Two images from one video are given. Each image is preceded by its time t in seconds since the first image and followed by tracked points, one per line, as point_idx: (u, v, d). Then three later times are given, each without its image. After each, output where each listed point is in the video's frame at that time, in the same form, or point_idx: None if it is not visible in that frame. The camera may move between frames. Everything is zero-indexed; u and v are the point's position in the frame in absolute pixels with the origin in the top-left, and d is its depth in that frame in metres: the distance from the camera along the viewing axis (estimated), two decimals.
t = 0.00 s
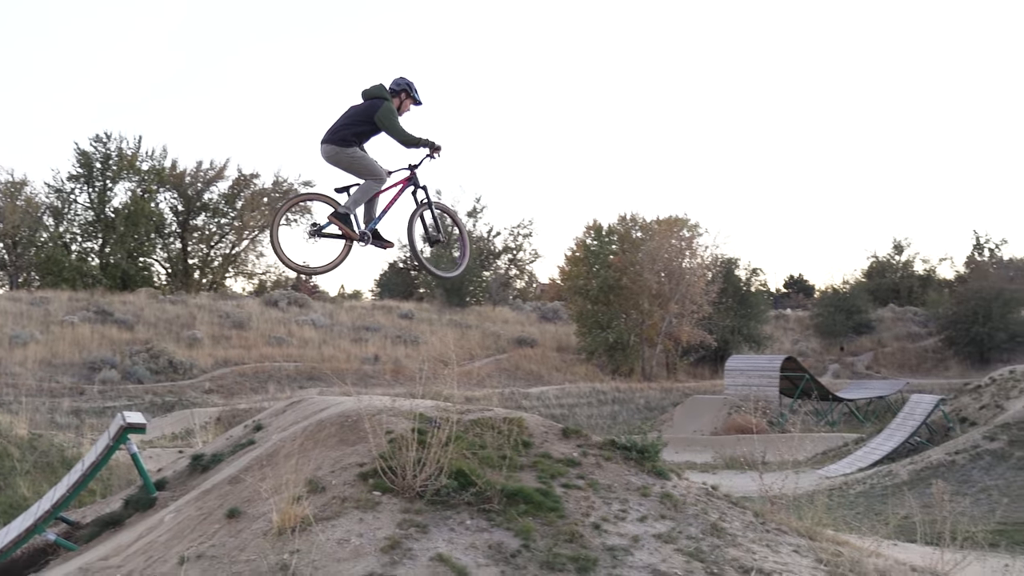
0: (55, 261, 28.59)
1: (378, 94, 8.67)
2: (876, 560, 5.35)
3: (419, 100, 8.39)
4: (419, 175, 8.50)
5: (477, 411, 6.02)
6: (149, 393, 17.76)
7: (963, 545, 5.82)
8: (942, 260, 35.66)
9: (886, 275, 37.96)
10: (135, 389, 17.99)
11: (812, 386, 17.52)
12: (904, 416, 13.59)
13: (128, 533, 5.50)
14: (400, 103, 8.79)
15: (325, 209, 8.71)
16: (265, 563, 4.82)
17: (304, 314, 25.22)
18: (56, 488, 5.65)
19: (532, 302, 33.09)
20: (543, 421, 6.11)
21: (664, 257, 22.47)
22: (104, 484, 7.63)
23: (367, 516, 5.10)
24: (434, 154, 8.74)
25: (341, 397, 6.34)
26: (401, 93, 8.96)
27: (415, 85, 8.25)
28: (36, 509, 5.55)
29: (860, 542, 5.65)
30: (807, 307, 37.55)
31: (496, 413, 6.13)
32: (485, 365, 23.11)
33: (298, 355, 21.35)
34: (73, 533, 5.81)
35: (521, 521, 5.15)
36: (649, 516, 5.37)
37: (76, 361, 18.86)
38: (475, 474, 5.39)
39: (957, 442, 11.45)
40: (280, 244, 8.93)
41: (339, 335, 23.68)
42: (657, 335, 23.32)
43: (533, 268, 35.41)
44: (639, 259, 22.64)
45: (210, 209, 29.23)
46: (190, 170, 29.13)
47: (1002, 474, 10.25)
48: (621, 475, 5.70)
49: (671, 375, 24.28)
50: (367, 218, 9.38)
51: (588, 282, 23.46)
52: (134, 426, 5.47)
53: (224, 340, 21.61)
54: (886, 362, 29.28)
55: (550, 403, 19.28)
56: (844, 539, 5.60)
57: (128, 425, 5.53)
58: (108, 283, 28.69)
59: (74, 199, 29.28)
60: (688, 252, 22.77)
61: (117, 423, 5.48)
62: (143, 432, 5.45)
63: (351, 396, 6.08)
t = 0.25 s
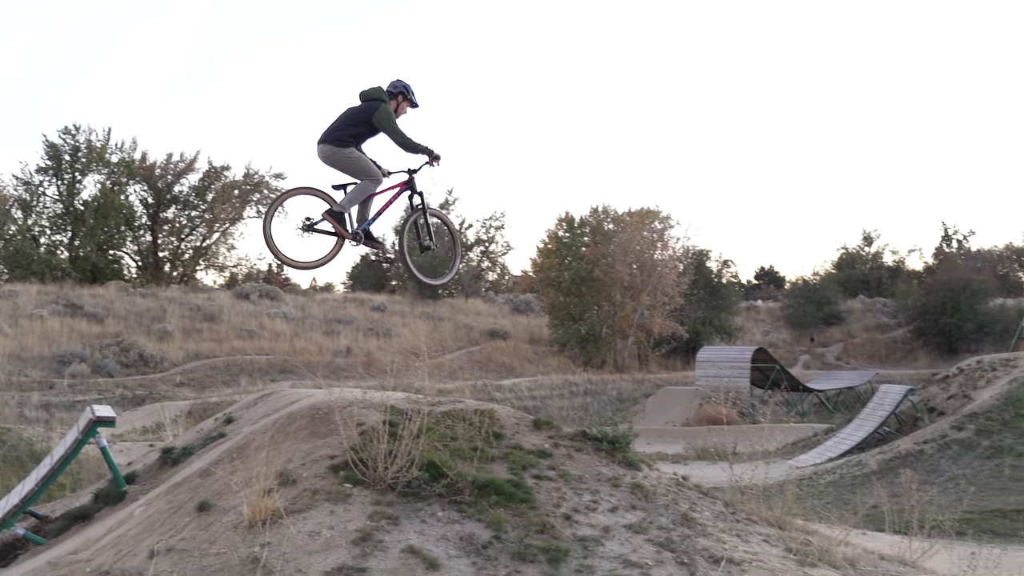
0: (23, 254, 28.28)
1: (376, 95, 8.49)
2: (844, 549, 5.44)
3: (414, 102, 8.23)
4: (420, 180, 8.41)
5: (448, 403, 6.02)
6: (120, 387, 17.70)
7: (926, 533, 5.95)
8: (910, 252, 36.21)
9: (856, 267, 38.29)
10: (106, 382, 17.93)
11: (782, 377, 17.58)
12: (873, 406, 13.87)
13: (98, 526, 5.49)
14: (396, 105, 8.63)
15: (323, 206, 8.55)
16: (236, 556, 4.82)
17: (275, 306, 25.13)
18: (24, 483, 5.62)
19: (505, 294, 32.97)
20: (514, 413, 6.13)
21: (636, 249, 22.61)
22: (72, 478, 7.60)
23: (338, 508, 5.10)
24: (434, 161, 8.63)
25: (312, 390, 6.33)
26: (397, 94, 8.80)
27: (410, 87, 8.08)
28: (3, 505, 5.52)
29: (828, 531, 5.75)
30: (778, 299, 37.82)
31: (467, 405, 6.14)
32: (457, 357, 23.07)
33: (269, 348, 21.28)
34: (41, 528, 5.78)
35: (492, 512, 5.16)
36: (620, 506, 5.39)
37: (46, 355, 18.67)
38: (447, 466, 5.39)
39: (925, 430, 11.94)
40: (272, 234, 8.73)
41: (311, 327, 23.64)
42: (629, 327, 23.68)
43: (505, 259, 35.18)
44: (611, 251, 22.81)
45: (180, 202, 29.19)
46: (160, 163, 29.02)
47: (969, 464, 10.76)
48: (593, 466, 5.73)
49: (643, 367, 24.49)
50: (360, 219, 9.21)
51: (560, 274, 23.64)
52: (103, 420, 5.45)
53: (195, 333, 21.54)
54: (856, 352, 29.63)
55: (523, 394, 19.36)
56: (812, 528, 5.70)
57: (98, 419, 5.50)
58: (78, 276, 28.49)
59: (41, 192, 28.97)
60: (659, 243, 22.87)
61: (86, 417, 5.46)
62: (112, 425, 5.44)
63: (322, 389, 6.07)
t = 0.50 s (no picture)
0: None
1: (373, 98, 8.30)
2: (812, 539, 5.54)
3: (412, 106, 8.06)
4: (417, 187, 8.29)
5: (419, 394, 6.03)
6: (89, 378, 17.60)
7: (890, 522, 6.09)
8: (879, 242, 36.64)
9: (826, 258, 38.53)
10: (75, 374, 17.84)
11: (753, 367, 17.86)
12: (842, 394, 14.27)
13: (67, 518, 5.47)
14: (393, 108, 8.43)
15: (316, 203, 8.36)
16: (205, 547, 4.81)
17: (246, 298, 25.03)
18: None
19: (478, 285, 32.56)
20: (484, 404, 6.15)
21: (608, 241, 23.02)
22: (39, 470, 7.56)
23: (309, 499, 5.10)
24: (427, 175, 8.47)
25: (283, 381, 6.32)
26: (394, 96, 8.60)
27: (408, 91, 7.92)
28: None
29: (796, 521, 5.85)
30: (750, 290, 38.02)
31: (439, 396, 6.15)
32: (430, 348, 22.92)
33: (240, 340, 21.20)
34: (8, 521, 5.75)
35: (463, 503, 5.17)
36: (590, 496, 5.42)
37: (13, 347, 18.47)
38: (417, 457, 5.39)
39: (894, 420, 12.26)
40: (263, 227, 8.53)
41: (282, 319, 23.62)
42: (600, 318, 23.87)
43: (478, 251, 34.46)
44: (583, 243, 23.04)
45: (150, 193, 29.02)
46: (129, 153, 28.84)
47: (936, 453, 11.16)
48: (563, 456, 5.77)
49: (615, 358, 24.71)
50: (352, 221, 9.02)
51: (531, 266, 23.78)
52: (72, 411, 5.42)
53: (165, 325, 21.47)
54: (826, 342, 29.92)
55: (495, 386, 19.42)
56: (781, 518, 5.78)
57: (66, 411, 5.47)
58: (46, 268, 28.26)
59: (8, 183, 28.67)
60: (630, 235, 23.24)
61: (55, 410, 5.43)
62: (81, 417, 5.41)
63: (293, 380, 6.06)
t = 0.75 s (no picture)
0: None
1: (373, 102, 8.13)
2: (780, 525, 5.60)
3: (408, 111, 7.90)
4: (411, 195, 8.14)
5: (389, 383, 6.03)
6: (59, 368, 17.51)
7: (856, 510, 6.17)
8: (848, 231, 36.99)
9: (795, 247, 38.75)
10: (44, 363, 17.75)
11: (723, 356, 17.86)
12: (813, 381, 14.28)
13: (35, 509, 5.45)
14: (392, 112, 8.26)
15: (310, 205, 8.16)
16: (175, 535, 4.80)
17: (217, 286, 24.91)
18: None
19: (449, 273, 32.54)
20: (455, 392, 6.17)
21: (579, 229, 23.32)
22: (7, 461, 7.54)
23: (279, 488, 5.09)
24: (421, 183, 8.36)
25: (254, 369, 6.31)
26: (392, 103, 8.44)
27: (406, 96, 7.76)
28: None
29: (764, 509, 5.91)
30: (719, 279, 38.24)
31: (409, 384, 6.16)
32: (402, 336, 22.94)
33: (211, 329, 21.13)
34: None
35: (433, 491, 5.18)
36: (560, 484, 5.44)
37: None
38: (388, 445, 5.39)
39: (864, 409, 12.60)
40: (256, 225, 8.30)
41: (253, 307, 23.56)
42: (572, 306, 24.18)
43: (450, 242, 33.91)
44: (555, 232, 23.28)
45: (120, 180, 28.84)
46: (98, 141, 28.62)
47: (904, 441, 11.45)
48: (534, 444, 5.80)
49: (586, 347, 24.99)
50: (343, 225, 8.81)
51: (503, 255, 23.90)
52: (39, 401, 5.38)
53: (135, 314, 21.39)
54: (795, 330, 30.19)
55: (467, 374, 19.48)
56: (749, 505, 5.85)
57: (34, 401, 5.43)
58: (14, 256, 28.00)
59: None
60: (602, 223, 23.66)
61: (22, 399, 5.39)
62: (48, 407, 5.38)
63: (263, 368, 6.05)
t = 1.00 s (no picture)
0: None
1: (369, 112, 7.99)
2: (750, 513, 5.65)
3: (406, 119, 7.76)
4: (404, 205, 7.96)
5: (361, 372, 6.03)
6: (28, 359, 17.41)
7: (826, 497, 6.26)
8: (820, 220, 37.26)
9: (767, 237, 38.97)
10: (13, 354, 17.65)
11: (695, 344, 18.08)
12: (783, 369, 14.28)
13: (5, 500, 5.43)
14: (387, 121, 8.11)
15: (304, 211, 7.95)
16: (145, 526, 4.79)
17: (188, 277, 24.84)
18: None
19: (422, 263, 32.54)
20: (427, 381, 6.19)
21: (551, 219, 23.46)
22: None
23: (249, 478, 5.08)
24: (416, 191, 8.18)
25: (225, 359, 6.30)
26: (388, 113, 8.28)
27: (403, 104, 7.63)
28: None
29: (735, 496, 5.96)
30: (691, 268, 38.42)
31: (381, 373, 6.17)
32: (375, 326, 22.96)
33: (183, 319, 21.10)
34: None
35: (405, 480, 5.18)
36: (532, 473, 5.46)
37: None
38: (359, 434, 5.39)
39: (832, 396, 12.71)
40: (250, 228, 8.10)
41: (225, 297, 23.56)
42: (544, 296, 24.25)
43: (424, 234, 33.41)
44: (527, 221, 23.39)
45: (90, 170, 28.75)
46: (67, 130, 28.45)
47: (873, 429, 11.64)
48: (506, 433, 5.82)
49: (559, 336, 25.19)
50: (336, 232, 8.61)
51: (475, 245, 23.92)
52: (8, 392, 5.33)
53: (105, 304, 21.34)
54: (767, 320, 30.40)
55: (440, 364, 19.51)
56: (720, 493, 5.91)
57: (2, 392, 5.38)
58: None
59: None
60: (575, 213, 23.81)
61: None
62: (17, 398, 5.32)
63: (234, 358, 6.05)
